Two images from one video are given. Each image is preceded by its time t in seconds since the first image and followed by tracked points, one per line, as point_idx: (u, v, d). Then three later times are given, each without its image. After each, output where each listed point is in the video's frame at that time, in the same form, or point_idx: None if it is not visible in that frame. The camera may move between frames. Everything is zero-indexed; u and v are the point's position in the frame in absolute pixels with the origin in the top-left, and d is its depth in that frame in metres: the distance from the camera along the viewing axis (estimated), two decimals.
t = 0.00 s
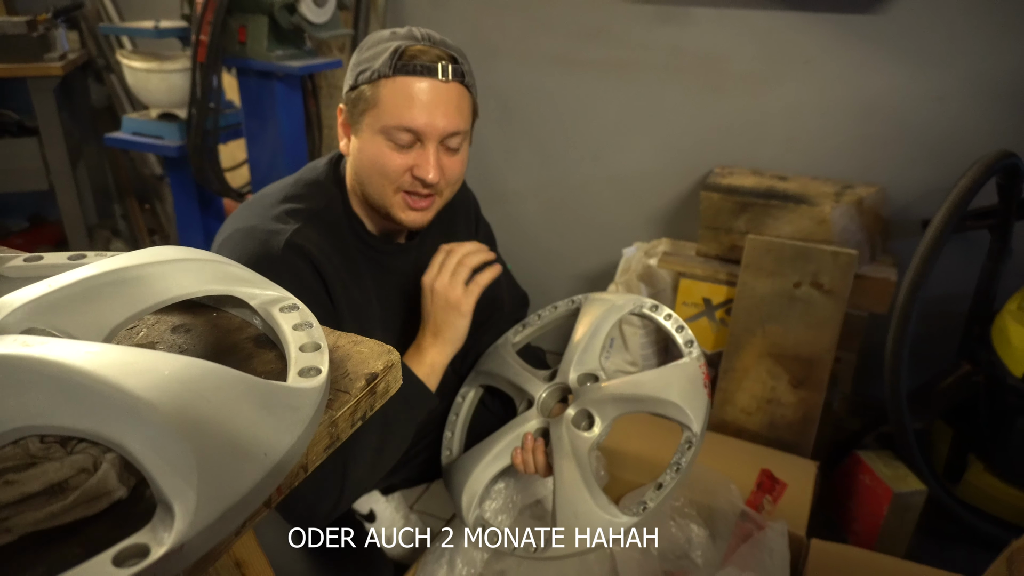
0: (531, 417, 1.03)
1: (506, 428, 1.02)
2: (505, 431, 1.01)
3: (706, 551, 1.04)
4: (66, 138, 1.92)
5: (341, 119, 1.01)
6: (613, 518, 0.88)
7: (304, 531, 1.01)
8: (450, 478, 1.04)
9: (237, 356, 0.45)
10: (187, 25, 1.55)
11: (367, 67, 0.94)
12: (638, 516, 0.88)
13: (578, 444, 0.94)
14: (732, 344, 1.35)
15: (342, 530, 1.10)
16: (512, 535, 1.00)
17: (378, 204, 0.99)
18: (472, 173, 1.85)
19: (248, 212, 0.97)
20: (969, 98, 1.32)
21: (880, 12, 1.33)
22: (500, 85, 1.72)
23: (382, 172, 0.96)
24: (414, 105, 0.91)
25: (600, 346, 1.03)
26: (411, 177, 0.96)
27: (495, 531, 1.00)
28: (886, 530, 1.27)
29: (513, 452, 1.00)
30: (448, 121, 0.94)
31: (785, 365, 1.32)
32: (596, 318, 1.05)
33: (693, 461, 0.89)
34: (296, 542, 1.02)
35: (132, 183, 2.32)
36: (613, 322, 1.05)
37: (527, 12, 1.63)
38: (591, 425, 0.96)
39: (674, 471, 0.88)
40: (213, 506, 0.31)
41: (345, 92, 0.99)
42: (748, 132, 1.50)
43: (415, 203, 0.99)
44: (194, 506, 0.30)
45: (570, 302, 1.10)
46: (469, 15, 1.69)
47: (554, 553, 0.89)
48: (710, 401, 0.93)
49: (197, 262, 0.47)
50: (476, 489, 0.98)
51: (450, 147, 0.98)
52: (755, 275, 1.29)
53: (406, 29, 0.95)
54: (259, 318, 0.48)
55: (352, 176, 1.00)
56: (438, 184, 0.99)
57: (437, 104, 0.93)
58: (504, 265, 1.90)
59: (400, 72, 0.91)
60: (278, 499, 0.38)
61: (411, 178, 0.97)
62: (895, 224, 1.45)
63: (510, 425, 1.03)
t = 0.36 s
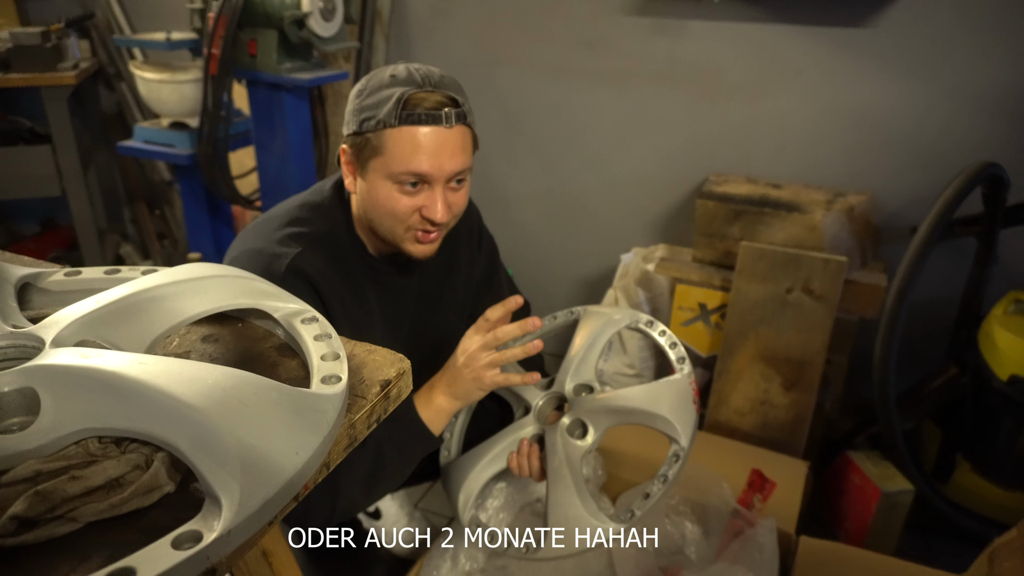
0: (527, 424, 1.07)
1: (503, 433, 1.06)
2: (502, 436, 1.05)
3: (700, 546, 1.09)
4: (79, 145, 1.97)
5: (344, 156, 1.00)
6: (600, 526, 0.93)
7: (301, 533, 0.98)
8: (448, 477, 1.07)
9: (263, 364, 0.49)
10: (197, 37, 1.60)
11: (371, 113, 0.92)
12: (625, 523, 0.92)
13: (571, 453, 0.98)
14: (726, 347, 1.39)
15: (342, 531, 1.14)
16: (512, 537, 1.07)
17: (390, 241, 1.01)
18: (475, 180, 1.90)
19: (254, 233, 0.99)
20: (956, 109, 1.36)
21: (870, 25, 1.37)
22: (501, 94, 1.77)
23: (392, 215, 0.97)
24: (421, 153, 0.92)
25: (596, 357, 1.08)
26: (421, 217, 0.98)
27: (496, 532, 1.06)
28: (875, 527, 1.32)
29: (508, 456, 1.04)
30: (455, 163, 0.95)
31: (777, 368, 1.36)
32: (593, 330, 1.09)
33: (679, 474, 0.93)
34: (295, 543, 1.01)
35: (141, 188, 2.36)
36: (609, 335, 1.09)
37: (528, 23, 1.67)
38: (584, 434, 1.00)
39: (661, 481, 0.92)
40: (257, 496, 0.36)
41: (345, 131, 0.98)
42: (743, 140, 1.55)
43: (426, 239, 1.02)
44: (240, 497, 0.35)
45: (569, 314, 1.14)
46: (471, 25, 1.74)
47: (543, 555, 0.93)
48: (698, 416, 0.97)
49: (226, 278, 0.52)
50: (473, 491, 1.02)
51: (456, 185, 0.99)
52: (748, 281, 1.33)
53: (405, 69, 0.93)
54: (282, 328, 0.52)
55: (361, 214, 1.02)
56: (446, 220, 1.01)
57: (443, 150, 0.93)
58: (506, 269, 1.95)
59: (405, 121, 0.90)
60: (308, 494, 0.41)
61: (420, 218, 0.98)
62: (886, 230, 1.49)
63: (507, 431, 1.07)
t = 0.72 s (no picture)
0: (521, 428, 1.09)
1: (498, 437, 1.09)
2: (496, 440, 1.08)
3: (693, 550, 1.12)
4: (87, 154, 2.00)
5: (348, 187, 1.04)
6: (593, 527, 0.96)
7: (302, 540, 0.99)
8: (443, 482, 1.10)
9: (276, 382, 0.53)
10: (205, 50, 1.64)
11: (374, 148, 0.96)
12: (617, 524, 0.96)
13: (564, 456, 1.02)
14: (721, 355, 1.42)
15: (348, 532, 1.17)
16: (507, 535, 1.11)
17: (396, 266, 1.05)
18: (475, 188, 1.93)
19: (263, 256, 1.02)
20: (946, 123, 1.40)
21: (862, 40, 1.40)
22: (502, 104, 1.80)
23: (398, 243, 1.01)
24: (423, 185, 0.96)
25: (589, 362, 1.11)
26: (426, 244, 1.02)
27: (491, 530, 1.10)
28: (865, 531, 1.35)
29: (503, 460, 1.08)
30: (456, 193, 0.99)
31: (770, 376, 1.40)
32: (586, 336, 1.12)
33: (669, 476, 0.97)
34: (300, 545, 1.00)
35: (148, 195, 2.40)
36: (601, 342, 1.12)
37: (528, 36, 1.71)
38: (576, 439, 1.04)
39: (650, 484, 0.96)
40: (274, 511, 0.39)
41: (348, 162, 1.01)
42: (738, 152, 1.58)
43: (431, 264, 1.05)
44: (259, 511, 0.38)
45: (560, 320, 1.16)
46: (472, 38, 1.77)
47: (538, 556, 0.97)
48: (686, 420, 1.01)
49: (242, 302, 0.56)
50: (468, 494, 1.05)
51: (457, 212, 1.03)
52: (742, 291, 1.37)
53: (405, 102, 0.96)
54: (293, 348, 0.56)
55: (366, 241, 1.05)
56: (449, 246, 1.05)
57: (444, 181, 0.97)
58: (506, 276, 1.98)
59: (409, 155, 0.94)
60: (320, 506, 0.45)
61: (425, 245, 1.02)
62: (878, 240, 1.52)
63: (501, 435, 1.10)
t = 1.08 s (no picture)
0: (515, 431, 1.11)
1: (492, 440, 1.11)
2: (491, 444, 1.10)
3: (684, 544, 1.16)
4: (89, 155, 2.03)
5: (348, 192, 1.07)
6: (582, 527, 0.98)
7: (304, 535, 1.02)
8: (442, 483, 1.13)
9: (279, 379, 0.55)
10: (206, 54, 1.66)
11: (375, 156, 0.98)
12: (603, 524, 0.98)
13: (554, 460, 1.04)
14: (713, 354, 1.45)
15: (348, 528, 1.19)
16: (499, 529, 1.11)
17: (394, 269, 1.08)
18: (472, 189, 1.96)
19: (265, 258, 1.05)
20: (934, 126, 1.42)
21: (851, 45, 1.43)
22: (499, 107, 1.83)
23: (397, 248, 1.04)
24: (421, 192, 0.98)
25: (578, 364, 1.12)
26: (423, 249, 1.05)
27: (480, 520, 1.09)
28: (854, 526, 1.38)
29: (498, 462, 1.10)
30: (453, 201, 1.01)
31: (762, 374, 1.42)
32: (576, 338, 1.14)
33: (653, 476, 0.99)
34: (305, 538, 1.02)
35: (148, 196, 2.43)
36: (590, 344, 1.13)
37: (524, 39, 1.73)
38: (566, 439, 1.07)
39: (636, 485, 0.99)
40: (277, 498, 0.41)
41: (349, 168, 1.04)
42: (730, 155, 1.61)
43: (428, 268, 1.08)
44: (264, 498, 0.41)
45: (553, 321, 1.18)
46: (469, 41, 1.80)
47: (530, 555, 1.00)
48: (672, 420, 1.03)
49: (246, 302, 0.58)
50: (465, 495, 1.08)
51: (455, 218, 1.06)
52: (733, 291, 1.39)
53: (405, 111, 0.99)
54: (295, 346, 0.58)
55: (365, 244, 1.08)
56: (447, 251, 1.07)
57: (442, 189, 0.99)
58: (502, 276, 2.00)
59: (408, 163, 0.97)
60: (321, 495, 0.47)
61: (422, 250, 1.05)
62: (867, 241, 1.55)
63: (495, 437, 1.12)
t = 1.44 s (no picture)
0: (509, 422, 1.14)
1: (487, 431, 1.13)
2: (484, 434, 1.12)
3: (682, 541, 1.17)
4: (92, 157, 2.05)
5: (348, 196, 1.08)
6: (571, 516, 1.00)
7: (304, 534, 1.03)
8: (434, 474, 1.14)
9: (285, 378, 0.56)
10: (208, 57, 1.68)
11: (373, 161, 1.00)
12: (594, 513, 1.00)
13: (548, 450, 1.06)
14: (709, 354, 1.47)
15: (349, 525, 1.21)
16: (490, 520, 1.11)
17: (391, 271, 1.09)
18: (472, 190, 1.98)
19: (267, 260, 1.07)
20: (928, 129, 1.44)
21: (847, 48, 1.45)
22: (499, 109, 1.84)
23: (394, 251, 1.05)
24: (419, 197, 1.00)
25: (576, 362, 1.15)
26: (421, 252, 1.06)
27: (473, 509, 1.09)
28: (849, 523, 1.39)
29: (491, 452, 1.12)
30: (450, 205, 1.03)
31: (758, 373, 1.44)
32: (575, 338, 1.16)
33: (645, 470, 1.01)
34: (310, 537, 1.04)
35: (150, 198, 2.45)
36: (590, 344, 1.15)
37: (524, 42, 1.75)
38: (561, 432, 1.09)
39: (627, 476, 1.00)
40: (287, 493, 0.43)
41: (348, 172, 1.05)
42: (727, 157, 1.63)
43: (425, 271, 1.10)
44: (274, 492, 0.42)
45: (554, 323, 1.20)
46: (469, 43, 1.81)
47: (519, 542, 1.01)
48: (666, 418, 1.05)
49: (253, 304, 0.60)
50: (456, 484, 1.09)
51: (452, 222, 1.08)
52: (730, 292, 1.41)
53: (404, 118, 1.01)
54: (301, 347, 0.60)
55: (364, 247, 1.09)
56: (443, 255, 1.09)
57: (439, 193, 1.01)
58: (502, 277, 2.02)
59: (406, 168, 0.98)
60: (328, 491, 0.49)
61: (420, 253, 1.07)
62: (863, 242, 1.57)
63: (489, 428, 1.14)
